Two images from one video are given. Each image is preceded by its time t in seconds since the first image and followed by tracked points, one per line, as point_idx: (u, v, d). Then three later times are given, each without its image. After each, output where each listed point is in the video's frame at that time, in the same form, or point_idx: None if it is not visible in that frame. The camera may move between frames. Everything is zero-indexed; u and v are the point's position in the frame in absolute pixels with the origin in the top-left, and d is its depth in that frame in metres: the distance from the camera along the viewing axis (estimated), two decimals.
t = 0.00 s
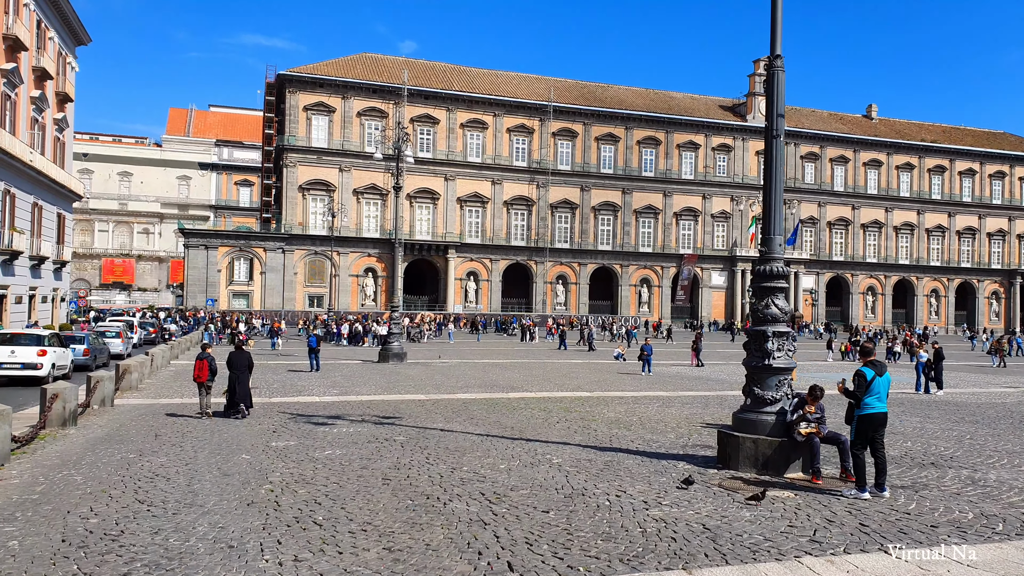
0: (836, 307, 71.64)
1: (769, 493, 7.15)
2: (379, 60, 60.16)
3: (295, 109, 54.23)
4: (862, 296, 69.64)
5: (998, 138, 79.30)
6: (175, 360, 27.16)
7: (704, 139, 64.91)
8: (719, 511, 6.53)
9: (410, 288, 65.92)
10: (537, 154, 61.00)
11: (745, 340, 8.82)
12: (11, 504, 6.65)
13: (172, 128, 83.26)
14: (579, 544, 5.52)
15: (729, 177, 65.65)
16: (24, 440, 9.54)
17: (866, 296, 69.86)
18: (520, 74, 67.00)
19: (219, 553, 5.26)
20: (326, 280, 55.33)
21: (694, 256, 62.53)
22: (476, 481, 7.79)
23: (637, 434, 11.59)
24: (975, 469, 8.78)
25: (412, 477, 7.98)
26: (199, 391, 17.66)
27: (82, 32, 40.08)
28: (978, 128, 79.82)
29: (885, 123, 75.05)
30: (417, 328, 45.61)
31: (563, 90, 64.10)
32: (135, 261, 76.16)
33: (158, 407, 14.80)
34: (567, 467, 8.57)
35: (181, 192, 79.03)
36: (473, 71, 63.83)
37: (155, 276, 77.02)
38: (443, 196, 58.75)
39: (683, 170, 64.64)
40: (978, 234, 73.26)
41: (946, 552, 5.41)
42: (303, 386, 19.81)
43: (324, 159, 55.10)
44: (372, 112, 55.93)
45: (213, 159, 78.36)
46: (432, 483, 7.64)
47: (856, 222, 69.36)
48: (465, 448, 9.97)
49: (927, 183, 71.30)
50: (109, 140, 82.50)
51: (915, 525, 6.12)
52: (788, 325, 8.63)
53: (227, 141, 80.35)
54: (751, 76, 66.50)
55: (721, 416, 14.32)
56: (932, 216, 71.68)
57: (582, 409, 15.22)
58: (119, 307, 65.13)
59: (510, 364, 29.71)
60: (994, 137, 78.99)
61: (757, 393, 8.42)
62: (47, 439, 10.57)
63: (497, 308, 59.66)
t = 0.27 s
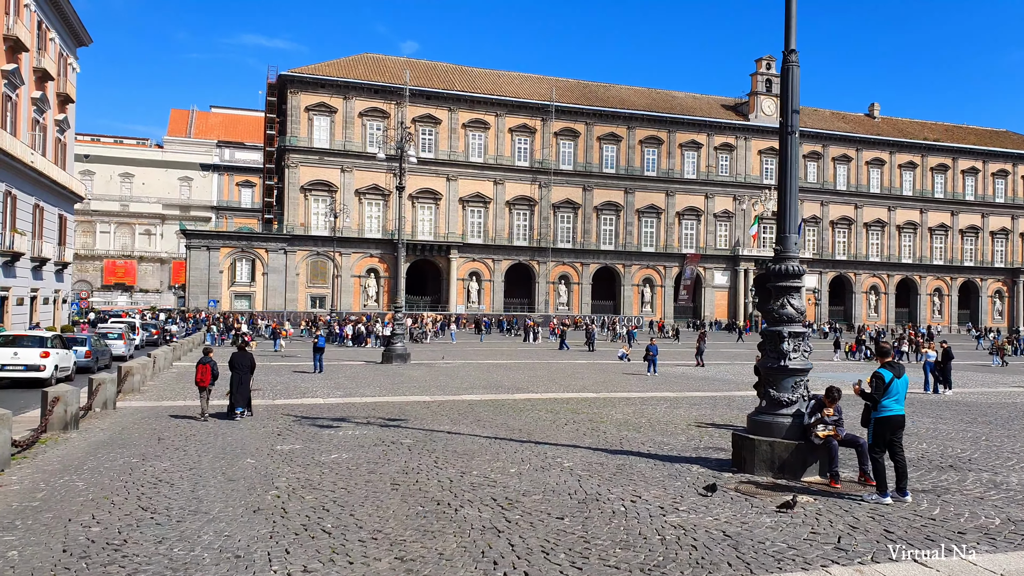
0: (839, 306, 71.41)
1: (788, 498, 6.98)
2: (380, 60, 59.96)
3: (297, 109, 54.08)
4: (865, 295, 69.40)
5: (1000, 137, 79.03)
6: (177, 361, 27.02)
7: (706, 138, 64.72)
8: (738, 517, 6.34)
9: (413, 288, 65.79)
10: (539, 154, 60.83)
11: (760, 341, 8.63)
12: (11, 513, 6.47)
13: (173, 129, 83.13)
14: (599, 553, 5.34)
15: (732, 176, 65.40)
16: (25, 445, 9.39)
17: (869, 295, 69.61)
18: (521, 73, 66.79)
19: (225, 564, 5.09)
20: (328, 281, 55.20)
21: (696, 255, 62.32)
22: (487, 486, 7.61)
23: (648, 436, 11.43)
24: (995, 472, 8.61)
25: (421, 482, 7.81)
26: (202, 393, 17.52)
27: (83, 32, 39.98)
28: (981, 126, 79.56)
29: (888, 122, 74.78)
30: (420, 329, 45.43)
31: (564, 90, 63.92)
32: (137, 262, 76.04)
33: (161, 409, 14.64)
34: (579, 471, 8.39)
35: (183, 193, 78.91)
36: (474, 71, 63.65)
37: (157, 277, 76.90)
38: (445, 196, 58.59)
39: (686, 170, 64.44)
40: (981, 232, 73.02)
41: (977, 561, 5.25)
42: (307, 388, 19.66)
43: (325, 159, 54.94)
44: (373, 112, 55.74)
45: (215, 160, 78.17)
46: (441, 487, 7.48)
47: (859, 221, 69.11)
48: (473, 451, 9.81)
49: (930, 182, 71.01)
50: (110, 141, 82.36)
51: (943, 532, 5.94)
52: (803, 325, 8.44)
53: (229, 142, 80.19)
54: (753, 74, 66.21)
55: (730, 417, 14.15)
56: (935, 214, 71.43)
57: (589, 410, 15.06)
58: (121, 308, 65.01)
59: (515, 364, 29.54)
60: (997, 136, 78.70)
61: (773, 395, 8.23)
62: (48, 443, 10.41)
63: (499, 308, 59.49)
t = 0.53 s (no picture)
0: (838, 306, 71.29)
1: (804, 501, 6.81)
2: (380, 59, 59.72)
3: (296, 108, 53.87)
4: (864, 296, 69.30)
5: (999, 138, 78.98)
6: (176, 360, 26.82)
7: (705, 138, 64.59)
8: (756, 521, 6.17)
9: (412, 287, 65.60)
10: (538, 154, 60.67)
11: (770, 341, 8.48)
12: (7, 515, 6.28)
13: (171, 127, 82.87)
14: (614, 559, 5.17)
15: (732, 176, 65.25)
16: (21, 445, 9.21)
17: (868, 296, 69.51)
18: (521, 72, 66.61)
19: (229, 570, 4.91)
20: (327, 280, 54.99)
21: (696, 255, 62.18)
22: (496, 489, 7.44)
23: (654, 437, 11.26)
24: (1011, 475, 8.45)
25: (428, 484, 7.63)
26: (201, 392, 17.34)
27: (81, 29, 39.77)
28: (980, 127, 79.48)
29: (887, 123, 74.67)
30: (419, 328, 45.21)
31: (564, 89, 63.75)
32: (135, 261, 75.74)
33: (160, 408, 14.46)
34: (587, 473, 8.22)
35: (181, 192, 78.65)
36: (474, 70, 63.45)
37: (155, 276, 76.61)
38: (444, 195, 58.40)
39: (685, 170, 64.30)
40: (980, 233, 72.95)
41: (1004, 567, 5.08)
42: (307, 388, 19.49)
43: (324, 158, 54.73)
44: (372, 111, 55.56)
45: (213, 159, 77.87)
46: (449, 490, 7.30)
47: (858, 221, 68.97)
48: (479, 452, 9.64)
49: (929, 183, 70.91)
50: (108, 139, 82.08)
51: (966, 537, 5.78)
52: (815, 325, 8.29)
53: (227, 140, 79.93)
54: (752, 74, 66.06)
55: (737, 418, 14.01)
56: (934, 215, 71.34)
57: (593, 411, 14.90)
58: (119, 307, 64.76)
59: (515, 364, 29.37)
60: (996, 137, 78.65)
61: (785, 395, 8.06)
62: (45, 443, 10.22)
63: (498, 308, 59.31)
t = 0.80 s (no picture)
0: (838, 305, 71.17)
1: (824, 505, 6.66)
2: (379, 58, 59.48)
3: (295, 108, 53.68)
4: (865, 294, 69.19)
5: (1000, 136, 78.83)
6: (176, 361, 26.65)
7: (706, 137, 64.43)
8: (776, 527, 6.01)
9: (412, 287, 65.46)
10: (538, 153, 60.51)
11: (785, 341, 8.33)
12: (7, 522, 6.12)
13: (171, 128, 82.68)
14: (635, 567, 5.01)
15: (732, 175, 65.09)
16: (22, 449, 9.04)
17: (869, 295, 69.39)
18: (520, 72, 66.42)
19: None
20: (327, 280, 54.83)
21: (696, 255, 62.05)
22: (508, 492, 7.28)
23: (664, 439, 11.09)
24: None
25: (437, 488, 7.46)
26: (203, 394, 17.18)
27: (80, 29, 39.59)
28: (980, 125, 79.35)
29: (887, 121, 74.50)
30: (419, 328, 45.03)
31: (564, 89, 63.57)
32: (134, 262, 75.52)
33: (162, 410, 14.29)
34: (599, 476, 8.06)
35: (180, 192, 78.44)
36: (474, 69, 63.25)
37: (154, 277, 76.38)
38: (444, 195, 58.24)
39: (686, 169, 64.13)
40: (981, 232, 72.79)
41: None
42: (310, 389, 19.34)
43: (324, 158, 54.55)
44: (372, 110, 55.40)
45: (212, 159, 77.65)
46: (459, 494, 7.14)
47: (859, 220, 68.79)
48: (487, 455, 9.48)
49: (930, 181, 70.72)
50: (107, 139, 81.89)
51: (994, 544, 5.62)
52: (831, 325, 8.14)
53: (227, 141, 79.73)
54: (752, 73, 65.86)
55: (745, 418, 13.87)
56: (935, 213, 71.18)
57: (600, 411, 14.75)
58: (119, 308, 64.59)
59: (518, 364, 29.21)
60: (996, 135, 78.49)
61: (800, 396, 7.91)
62: (45, 446, 10.06)
63: (498, 308, 59.15)
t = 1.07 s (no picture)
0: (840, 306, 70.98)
1: (844, 510, 6.49)
2: (382, 57, 59.24)
3: (297, 106, 53.50)
4: (866, 296, 69.04)
5: (1003, 137, 78.58)
6: (178, 360, 26.47)
7: (708, 138, 64.24)
8: (797, 533, 5.84)
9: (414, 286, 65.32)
10: (540, 153, 60.34)
11: (801, 342, 8.16)
12: (5, 526, 5.95)
13: (172, 127, 82.54)
14: None
15: (735, 176, 64.93)
16: (20, 449, 8.87)
17: (870, 296, 69.21)
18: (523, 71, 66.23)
19: None
20: (329, 280, 54.66)
21: (698, 255, 61.85)
22: (518, 496, 7.11)
23: (673, 440, 10.93)
24: None
25: (445, 491, 7.28)
26: (205, 393, 17.00)
27: (82, 27, 39.41)
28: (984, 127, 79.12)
29: (890, 122, 74.25)
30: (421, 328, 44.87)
31: (566, 88, 63.36)
32: (136, 261, 75.37)
33: (163, 410, 14.12)
34: (610, 479, 7.91)
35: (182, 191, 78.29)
36: (476, 69, 63.02)
37: (155, 276, 76.17)
38: (446, 194, 58.06)
39: (688, 169, 63.94)
40: (984, 233, 72.59)
41: None
42: (312, 388, 19.21)
43: (326, 157, 54.39)
44: (374, 110, 55.23)
45: (214, 158, 77.48)
46: (468, 498, 6.96)
47: (861, 221, 68.57)
48: (495, 456, 9.33)
49: (932, 182, 70.51)
50: (108, 137, 81.73)
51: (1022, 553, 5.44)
52: (848, 325, 7.94)
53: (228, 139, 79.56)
54: (755, 73, 65.62)
55: (753, 420, 13.71)
56: (938, 215, 70.96)
57: (606, 412, 14.59)
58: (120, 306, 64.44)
59: (520, 364, 29.04)
60: (1000, 137, 78.22)
61: (816, 399, 7.73)
62: (45, 446, 9.90)
63: (500, 308, 59.00)
